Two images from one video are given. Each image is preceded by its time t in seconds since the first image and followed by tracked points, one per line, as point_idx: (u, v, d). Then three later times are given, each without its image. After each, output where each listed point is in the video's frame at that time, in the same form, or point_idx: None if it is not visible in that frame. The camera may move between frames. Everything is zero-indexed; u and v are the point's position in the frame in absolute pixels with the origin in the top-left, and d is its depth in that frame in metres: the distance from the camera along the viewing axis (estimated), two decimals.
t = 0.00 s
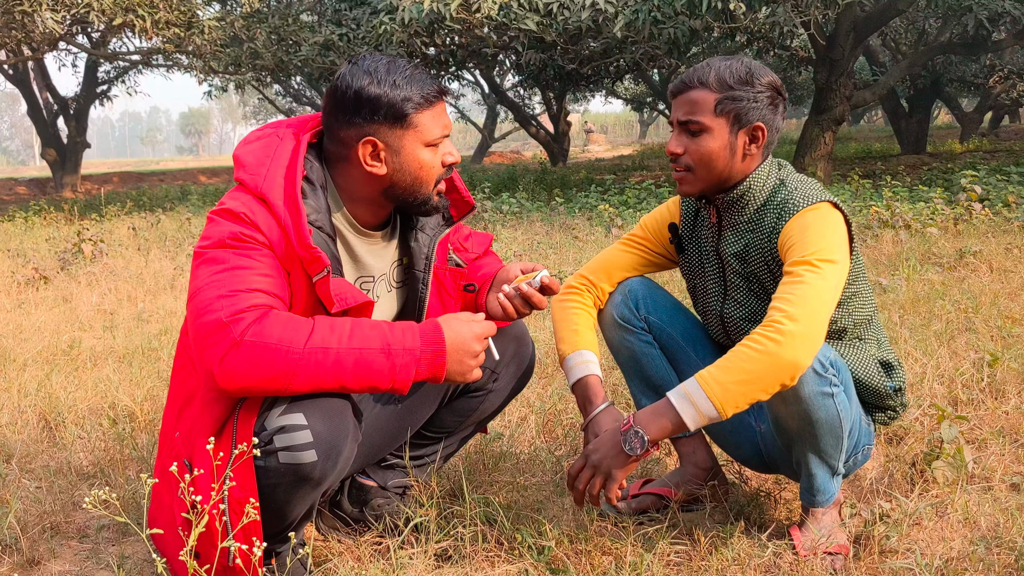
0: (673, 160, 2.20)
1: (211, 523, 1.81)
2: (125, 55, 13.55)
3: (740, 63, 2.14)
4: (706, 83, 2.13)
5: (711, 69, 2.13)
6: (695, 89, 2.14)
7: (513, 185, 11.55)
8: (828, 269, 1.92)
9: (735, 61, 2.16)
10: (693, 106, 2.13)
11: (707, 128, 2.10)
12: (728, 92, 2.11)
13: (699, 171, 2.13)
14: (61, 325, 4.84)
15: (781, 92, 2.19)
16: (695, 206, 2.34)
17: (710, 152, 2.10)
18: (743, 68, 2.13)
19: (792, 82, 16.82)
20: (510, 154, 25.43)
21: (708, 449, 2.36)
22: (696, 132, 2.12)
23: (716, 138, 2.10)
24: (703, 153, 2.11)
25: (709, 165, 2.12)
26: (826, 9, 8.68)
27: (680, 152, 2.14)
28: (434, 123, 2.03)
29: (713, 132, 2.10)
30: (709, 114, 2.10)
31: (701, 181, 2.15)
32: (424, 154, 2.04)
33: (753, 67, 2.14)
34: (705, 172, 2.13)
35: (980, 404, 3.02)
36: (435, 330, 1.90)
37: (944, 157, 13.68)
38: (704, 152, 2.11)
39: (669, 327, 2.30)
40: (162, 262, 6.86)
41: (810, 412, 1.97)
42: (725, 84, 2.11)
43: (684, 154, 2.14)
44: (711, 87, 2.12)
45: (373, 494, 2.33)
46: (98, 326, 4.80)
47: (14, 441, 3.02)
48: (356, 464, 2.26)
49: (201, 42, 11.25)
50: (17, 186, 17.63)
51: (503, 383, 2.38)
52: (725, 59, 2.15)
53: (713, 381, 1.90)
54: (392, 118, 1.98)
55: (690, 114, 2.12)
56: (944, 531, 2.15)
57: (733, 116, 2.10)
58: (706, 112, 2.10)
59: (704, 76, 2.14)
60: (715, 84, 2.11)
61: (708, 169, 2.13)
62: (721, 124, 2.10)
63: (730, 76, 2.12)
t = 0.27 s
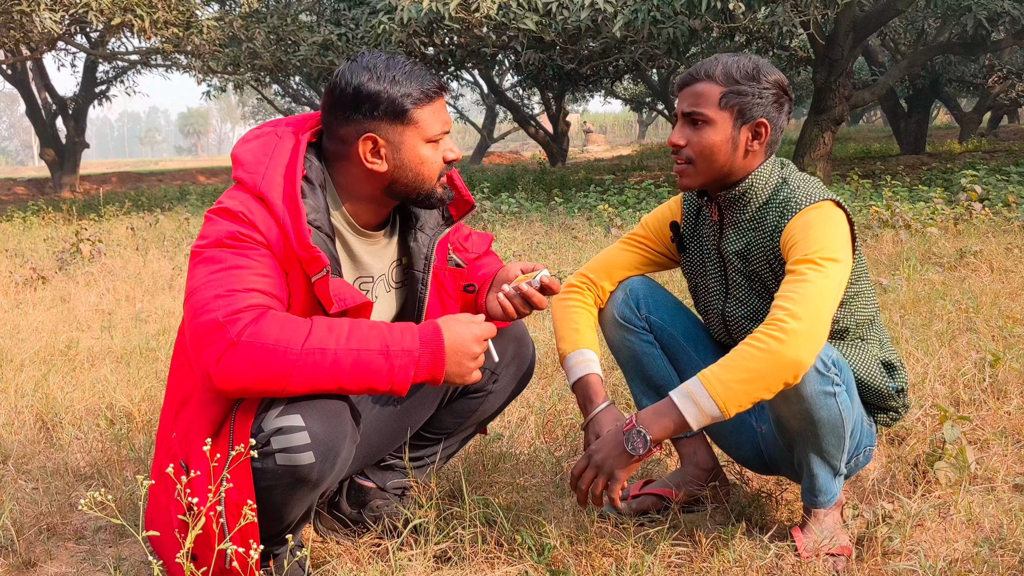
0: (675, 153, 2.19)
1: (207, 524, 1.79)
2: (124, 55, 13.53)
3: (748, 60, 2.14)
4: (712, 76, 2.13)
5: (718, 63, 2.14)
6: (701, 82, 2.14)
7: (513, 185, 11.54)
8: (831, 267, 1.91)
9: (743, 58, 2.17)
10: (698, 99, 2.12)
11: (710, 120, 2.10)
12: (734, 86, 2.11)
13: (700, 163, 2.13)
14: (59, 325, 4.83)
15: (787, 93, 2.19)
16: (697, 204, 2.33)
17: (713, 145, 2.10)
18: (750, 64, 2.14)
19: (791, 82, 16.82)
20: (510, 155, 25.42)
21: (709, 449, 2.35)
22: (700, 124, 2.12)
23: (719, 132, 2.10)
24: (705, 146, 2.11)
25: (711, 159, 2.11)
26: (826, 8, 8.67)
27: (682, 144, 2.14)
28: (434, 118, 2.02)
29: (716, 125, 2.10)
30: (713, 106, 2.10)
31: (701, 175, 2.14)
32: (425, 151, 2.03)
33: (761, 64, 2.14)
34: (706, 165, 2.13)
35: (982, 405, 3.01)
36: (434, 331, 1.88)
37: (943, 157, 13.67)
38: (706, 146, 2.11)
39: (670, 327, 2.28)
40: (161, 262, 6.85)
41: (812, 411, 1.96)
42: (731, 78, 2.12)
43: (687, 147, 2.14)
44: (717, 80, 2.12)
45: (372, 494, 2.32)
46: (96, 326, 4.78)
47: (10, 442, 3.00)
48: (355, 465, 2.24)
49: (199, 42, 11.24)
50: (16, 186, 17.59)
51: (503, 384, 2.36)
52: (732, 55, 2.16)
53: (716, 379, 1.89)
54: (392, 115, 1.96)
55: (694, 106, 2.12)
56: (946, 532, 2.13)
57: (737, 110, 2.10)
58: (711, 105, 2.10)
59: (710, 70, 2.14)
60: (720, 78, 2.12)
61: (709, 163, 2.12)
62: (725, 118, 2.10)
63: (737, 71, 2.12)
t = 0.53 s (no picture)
0: (678, 149, 2.19)
1: (203, 525, 1.77)
2: (122, 54, 13.51)
3: (753, 56, 2.14)
4: (717, 72, 2.13)
5: (722, 59, 2.14)
6: (705, 78, 2.14)
7: (512, 185, 11.52)
8: (834, 264, 1.89)
9: (748, 54, 2.17)
10: (702, 94, 2.13)
11: (714, 116, 2.10)
12: (738, 82, 2.11)
13: (703, 160, 2.13)
14: (57, 325, 4.81)
15: (791, 90, 2.19)
16: (699, 202, 2.31)
17: (716, 141, 2.10)
18: (755, 60, 2.14)
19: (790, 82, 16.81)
20: (510, 154, 25.39)
21: (710, 448, 2.33)
22: (704, 120, 2.12)
23: (722, 127, 2.09)
24: (708, 142, 2.10)
25: (714, 155, 2.11)
26: (825, 8, 8.65)
27: (686, 140, 2.14)
28: (434, 114, 2.01)
29: (720, 121, 2.09)
30: (717, 102, 2.10)
31: (703, 171, 2.14)
32: (425, 147, 2.01)
33: (765, 61, 2.14)
34: (709, 162, 2.13)
35: (983, 404, 2.99)
36: (432, 330, 1.87)
37: (943, 157, 13.66)
38: (710, 141, 2.10)
39: (672, 325, 2.27)
40: (159, 261, 6.83)
41: (814, 409, 1.94)
42: (736, 74, 2.12)
43: (690, 142, 2.13)
44: (721, 76, 2.12)
45: (370, 495, 2.30)
46: (94, 326, 4.76)
47: (6, 442, 2.98)
48: (353, 464, 2.23)
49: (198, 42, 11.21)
50: (15, 186, 17.57)
51: (502, 384, 2.35)
52: (737, 52, 2.16)
53: (718, 376, 1.87)
54: (392, 111, 1.95)
55: (698, 101, 2.12)
56: (948, 532, 2.12)
57: (741, 106, 2.10)
58: (715, 101, 2.10)
59: (715, 66, 2.14)
60: (725, 73, 2.12)
61: (711, 159, 2.12)
62: (729, 114, 2.09)
63: (742, 67, 2.12)
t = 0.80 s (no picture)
0: (683, 149, 2.18)
1: (203, 528, 1.76)
2: (122, 55, 13.51)
3: (759, 56, 2.14)
4: (722, 72, 2.13)
5: (728, 58, 2.14)
6: (711, 77, 2.14)
7: (512, 185, 11.51)
8: (840, 264, 1.88)
9: (753, 54, 2.17)
10: (708, 94, 2.12)
11: (720, 116, 2.09)
12: (744, 82, 2.11)
13: (708, 159, 2.12)
14: (57, 326, 4.80)
15: (796, 90, 2.19)
16: (703, 202, 2.31)
17: (722, 140, 2.09)
18: (760, 60, 2.14)
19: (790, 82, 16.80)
20: (509, 155, 25.38)
21: (713, 450, 2.31)
22: (709, 119, 2.11)
23: (728, 127, 2.09)
24: (713, 141, 2.10)
25: (719, 155, 2.11)
26: (825, 8, 8.64)
27: (691, 140, 2.13)
28: (435, 113, 2.00)
29: (725, 120, 2.09)
30: (723, 102, 2.10)
31: (709, 171, 2.13)
32: (427, 147, 2.00)
33: (771, 61, 2.14)
34: (714, 161, 2.12)
35: (986, 405, 2.98)
36: (434, 331, 1.85)
37: (943, 157, 13.66)
38: (715, 141, 2.10)
39: (675, 326, 2.25)
40: (160, 261, 6.82)
41: (818, 410, 1.93)
42: (742, 73, 2.12)
43: (695, 142, 2.13)
44: (726, 76, 2.12)
45: (371, 497, 2.29)
46: (93, 326, 4.75)
47: (5, 444, 2.97)
48: (354, 466, 2.22)
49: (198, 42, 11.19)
50: (15, 186, 17.55)
51: (503, 385, 2.34)
52: (742, 51, 2.16)
53: (723, 375, 1.86)
54: (393, 111, 1.94)
55: (704, 101, 2.12)
56: (953, 535, 2.10)
57: (747, 105, 2.09)
58: (720, 100, 2.10)
59: (720, 65, 2.14)
60: (731, 73, 2.12)
61: (717, 159, 2.11)
62: (734, 114, 2.09)
63: (747, 67, 2.12)
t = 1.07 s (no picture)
0: (685, 146, 2.16)
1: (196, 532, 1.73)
2: (120, 54, 13.47)
3: (763, 52, 2.13)
4: (726, 68, 2.11)
5: (732, 55, 2.12)
6: (714, 74, 2.12)
7: (512, 185, 11.48)
8: (843, 262, 1.85)
9: (757, 50, 2.15)
10: (711, 90, 2.10)
11: (723, 112, 2.07)
12: (747, 78, 2.09)
13: (711, 156, 2.10)
14: (53, 325, 4.76)
15: (800, 87, 2.17)
16: (705, 200, 2.28)
17: (725, 137, 2.07)
18: (765, 56, 2.12)
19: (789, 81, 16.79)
20: (509, 155, 25.33)
21: (714, 451, 2.28)
22: (712, 116, 2.09)
23: (731, 123, 2.07)
24: (716, 138, 2.08)
25: (722, 151, 2.08)
26: (825, 7, 8.61)
27: (694, 136, 2.11)
28: (432, 110, 1.97)
29: (729, 117, 2.07)
30: (726, 98, 2.08)
31: (712, 168, 2.11)
32: (424, 144, 1.97)
33: (775, 57, 2.12)
34: (717, 158, 2.10)
35: (989, 405, 2.96)
36: (431, 331, 1.82)
37: (943, 156, 13.64)
38: (718, 138, 2.08)
39: (676, 325, 2.22)
40: (157, 261, 6.79)
41: (820, 409, 1.90)
42: (745, 70, 2.09)
43: (698, 139, 2.11)
44: (729, 72, 2.10)
45: (367, 499, 2.25)
46: (89, 326, 4.72)
47: None
48: (350, 468, 2.19)
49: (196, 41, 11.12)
50: (13, 186, 17.51)
51: (501, 386, 2.31)
52: (746, 48, 2.14)
53: (724, 374, 1.83)
54: (389, 107, 1.91)
55: (707, 97, 2.10)
56: (958, 537, 2.08)
57: (750, 102, 2.07)
58: (723, 96, 2.08)
59: (724, 61, 2.12)
60: (734, 69, 2.10)
61: (720, 156, 2.09)
62: (738, 110, 2.07)
63: (751, 63, 2.10)
